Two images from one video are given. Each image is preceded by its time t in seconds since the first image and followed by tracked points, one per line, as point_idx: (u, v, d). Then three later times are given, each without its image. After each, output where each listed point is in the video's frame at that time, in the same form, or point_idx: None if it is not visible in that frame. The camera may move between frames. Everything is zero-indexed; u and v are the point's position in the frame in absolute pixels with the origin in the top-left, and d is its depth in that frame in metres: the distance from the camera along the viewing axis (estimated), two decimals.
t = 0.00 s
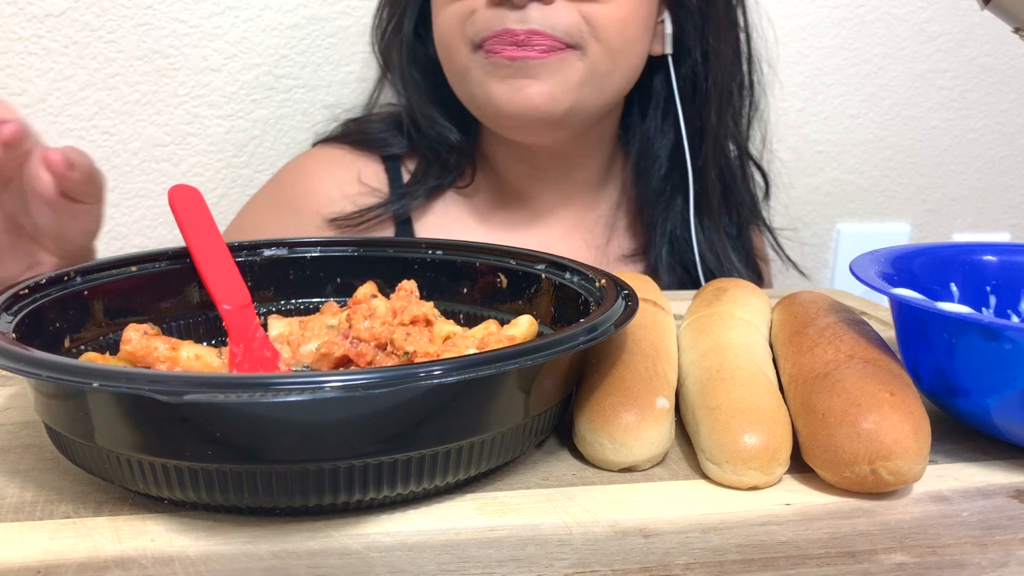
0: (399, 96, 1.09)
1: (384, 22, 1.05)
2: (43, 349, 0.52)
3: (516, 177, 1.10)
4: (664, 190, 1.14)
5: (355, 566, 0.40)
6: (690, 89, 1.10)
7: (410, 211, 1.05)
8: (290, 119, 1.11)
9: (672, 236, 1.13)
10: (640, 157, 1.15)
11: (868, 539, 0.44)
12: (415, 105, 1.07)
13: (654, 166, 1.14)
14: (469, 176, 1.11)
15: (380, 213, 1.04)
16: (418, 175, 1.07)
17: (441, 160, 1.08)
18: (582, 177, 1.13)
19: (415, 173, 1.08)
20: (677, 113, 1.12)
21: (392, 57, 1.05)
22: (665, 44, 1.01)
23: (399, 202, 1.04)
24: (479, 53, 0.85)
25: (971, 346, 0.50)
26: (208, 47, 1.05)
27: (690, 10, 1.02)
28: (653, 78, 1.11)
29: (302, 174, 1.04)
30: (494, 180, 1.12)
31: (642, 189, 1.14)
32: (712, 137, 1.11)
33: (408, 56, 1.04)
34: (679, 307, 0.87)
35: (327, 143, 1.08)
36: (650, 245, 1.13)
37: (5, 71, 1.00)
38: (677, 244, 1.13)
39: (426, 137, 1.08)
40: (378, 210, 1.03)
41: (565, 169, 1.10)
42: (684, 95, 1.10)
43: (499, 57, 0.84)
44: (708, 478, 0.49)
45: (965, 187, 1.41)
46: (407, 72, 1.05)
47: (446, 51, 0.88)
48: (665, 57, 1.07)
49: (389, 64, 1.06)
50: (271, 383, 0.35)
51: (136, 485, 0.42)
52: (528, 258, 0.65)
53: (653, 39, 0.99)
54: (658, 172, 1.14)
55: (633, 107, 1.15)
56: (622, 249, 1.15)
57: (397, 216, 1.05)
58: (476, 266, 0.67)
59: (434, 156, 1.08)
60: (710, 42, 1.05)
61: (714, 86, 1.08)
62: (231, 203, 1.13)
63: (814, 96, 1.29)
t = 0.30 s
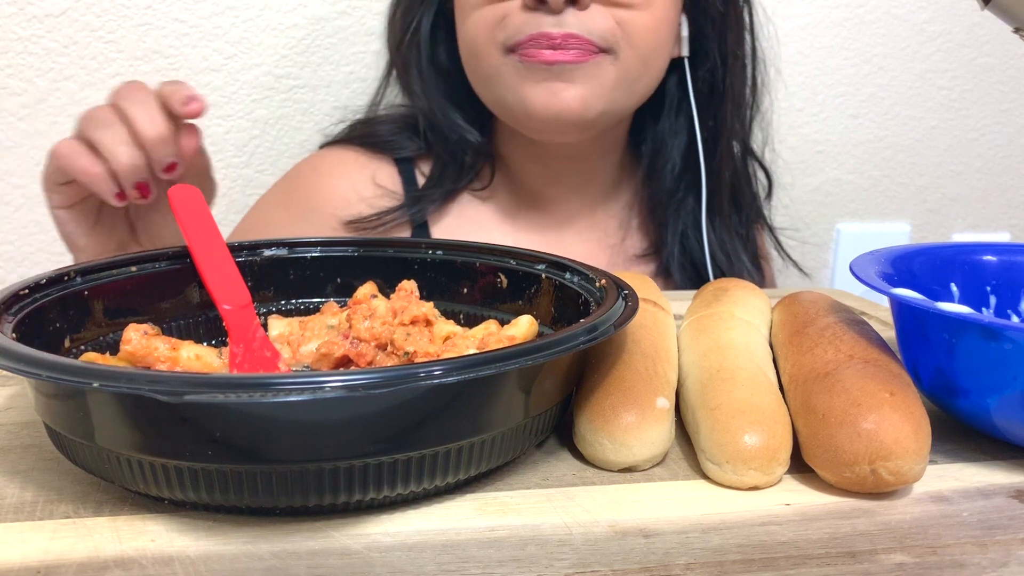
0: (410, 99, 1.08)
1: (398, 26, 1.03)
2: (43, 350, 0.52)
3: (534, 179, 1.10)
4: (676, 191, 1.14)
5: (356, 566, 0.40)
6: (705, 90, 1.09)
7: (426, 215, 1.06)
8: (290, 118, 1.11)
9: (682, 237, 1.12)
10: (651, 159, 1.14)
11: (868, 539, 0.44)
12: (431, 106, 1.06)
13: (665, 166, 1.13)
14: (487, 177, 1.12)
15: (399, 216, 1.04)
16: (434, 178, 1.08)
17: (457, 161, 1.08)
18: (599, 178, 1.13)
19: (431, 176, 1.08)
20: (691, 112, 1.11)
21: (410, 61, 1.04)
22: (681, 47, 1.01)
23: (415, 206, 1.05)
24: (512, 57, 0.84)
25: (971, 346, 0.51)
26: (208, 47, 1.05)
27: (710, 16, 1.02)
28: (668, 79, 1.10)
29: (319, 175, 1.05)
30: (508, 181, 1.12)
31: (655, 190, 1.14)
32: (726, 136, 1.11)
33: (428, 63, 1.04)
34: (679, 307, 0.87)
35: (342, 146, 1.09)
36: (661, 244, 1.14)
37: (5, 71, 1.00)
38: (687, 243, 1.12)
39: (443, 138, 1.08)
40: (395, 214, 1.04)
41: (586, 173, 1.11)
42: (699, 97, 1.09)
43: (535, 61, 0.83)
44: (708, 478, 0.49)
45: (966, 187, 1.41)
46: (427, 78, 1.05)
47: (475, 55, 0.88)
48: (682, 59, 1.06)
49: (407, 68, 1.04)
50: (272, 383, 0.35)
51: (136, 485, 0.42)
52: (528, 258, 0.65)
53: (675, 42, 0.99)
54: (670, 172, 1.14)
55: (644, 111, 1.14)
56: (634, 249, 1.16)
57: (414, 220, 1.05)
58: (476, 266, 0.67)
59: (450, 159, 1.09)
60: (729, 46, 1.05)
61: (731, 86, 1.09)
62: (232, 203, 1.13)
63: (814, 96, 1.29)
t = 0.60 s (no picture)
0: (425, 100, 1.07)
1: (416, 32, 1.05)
2: (43, 350, 0.52)
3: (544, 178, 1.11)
4: (689, 189, 1.13)
5: (356, 566, 0.40)
6: (720, 88, 1.09)
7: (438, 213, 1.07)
8: (289, 118, 1.11)
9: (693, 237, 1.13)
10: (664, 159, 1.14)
11: (868, 539, 0.44)
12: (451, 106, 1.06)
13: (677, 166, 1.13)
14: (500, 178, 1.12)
15: (413, 213, 1.05)
16: (449, 178, 1.07)
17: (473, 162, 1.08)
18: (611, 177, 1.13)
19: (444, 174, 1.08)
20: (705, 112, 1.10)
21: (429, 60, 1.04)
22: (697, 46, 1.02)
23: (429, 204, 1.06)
24: (539, 63, 0.85)
25: (971, 346, 0.51)
26: (208, 47, 1.05)
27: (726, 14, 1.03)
28: (682, 79, 1.08)
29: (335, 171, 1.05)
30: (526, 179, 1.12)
31: (668, 190, 1.14)
32: (740, 136, 1.11)
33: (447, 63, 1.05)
34: (679, 307, 0.88)
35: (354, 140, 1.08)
36: (673, 243, 1.14)
37: (5, 71, 1.00)
38: (699, 241, 1.13)
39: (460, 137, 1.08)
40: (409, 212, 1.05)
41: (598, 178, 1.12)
42: (713, 95, 1.09)
43: (563, 69, 0.84)
44: (709, 478, 0.49)
45: (966, 187, 1.41)
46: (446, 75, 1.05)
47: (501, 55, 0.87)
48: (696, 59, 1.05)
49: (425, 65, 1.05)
50: (271, 383, 0.35)
51: (136, 485, 0.42)
52: (528, 258, 0.65)
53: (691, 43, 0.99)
54: (682, 172, 1.13)
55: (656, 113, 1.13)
56: (644, 248, 1.16)
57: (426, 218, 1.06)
58: (476, 266, 0.67)
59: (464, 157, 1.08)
60: (743, 44, 1.06)
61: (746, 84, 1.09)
62: (231, 203, 1.13)
63: (815, 95, 1.29)
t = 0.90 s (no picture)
0: (420, 95, 1.08)
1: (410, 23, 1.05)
2: (43, 349, 0.52)
3: (537, 177, 1.10)
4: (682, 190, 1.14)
5: (356, 566, 0.40)
6: (709, 89, 1.09)
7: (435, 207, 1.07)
8: (289, 118, 1.12)
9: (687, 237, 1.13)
10: (658, 162, 1.14)
11: (868, 539, 0.44)
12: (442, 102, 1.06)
13: (672, 168, 1.14)
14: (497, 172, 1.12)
15: (409, 207, 1.05)
16: (443, 173, 1.08)
17: (468, 156, 1.08)
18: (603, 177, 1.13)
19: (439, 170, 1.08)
20: (697, 116, 1.11)
21: (420, 56, 1.04)
22: (687, 48, 1.01)
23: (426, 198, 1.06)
24: (513, 56, 0.85)
25: (971, 346, 0.51)
26: (208, 47, 1.05)
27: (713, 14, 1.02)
28: (673, 82, 1.10)
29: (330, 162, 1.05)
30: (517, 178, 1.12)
31: (661, 191, 1.14)
32: (731, 140, 1.11)
33: (436, 53, 1.04)
34: (679, 307, 0.88)
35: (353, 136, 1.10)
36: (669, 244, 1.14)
37: (5, 71, 1.00)
38: (693, 245, 1.13)
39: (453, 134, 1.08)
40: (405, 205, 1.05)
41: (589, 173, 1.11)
42: (703, 96, 1.09)
43: (534, 63, 0.84)
44: (709, 478, 0.49)
45: (966, 187, 1.41)
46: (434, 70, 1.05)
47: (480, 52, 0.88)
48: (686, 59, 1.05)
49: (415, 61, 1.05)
50: (271, 383, 0.35)
51: (135, 485, 0.42)
52: (528, 258, 0.65)
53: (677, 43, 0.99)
54: (676, 174, 1.13)
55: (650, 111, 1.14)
56: (640, 247, 1.17)
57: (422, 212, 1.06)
58: (476, 266, 0.67)
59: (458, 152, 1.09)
60: (733, 46, 1.06)
61: (735, 87, 1.09)
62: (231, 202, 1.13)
63: (815, 95, 1.29)
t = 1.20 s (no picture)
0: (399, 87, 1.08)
1: (389, 15, 1.04)
2: (43, 349, 0.52)
3: (519, 173, 1.10)
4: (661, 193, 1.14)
5: (355, 566, 0.40)
6: (691, 89, 1.09)
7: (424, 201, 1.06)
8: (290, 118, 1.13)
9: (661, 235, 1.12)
10: (638, 161, 1.14)
11: (868, 539, 0.44)
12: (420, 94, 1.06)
13: (651, 170, 1.13)
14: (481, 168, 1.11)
15: (400, 202, 1.04)
16: (429, 166, 1.08)
17: (452, 151, 1.08)
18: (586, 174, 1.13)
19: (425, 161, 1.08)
20: (677, 117, 1.11)
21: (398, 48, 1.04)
22: (668, 46, 1.02)
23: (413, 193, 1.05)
24: (485, 47, 0.84)
25: (971, 346, 0.51)
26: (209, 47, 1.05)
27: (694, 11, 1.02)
28: (653, 82, 1.10)
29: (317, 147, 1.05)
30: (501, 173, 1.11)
31: (642, 191, 1.14)
32: (712, 140, 1.11)
33: (414, 47, 1.03)
34: (678, 307, 0.88)
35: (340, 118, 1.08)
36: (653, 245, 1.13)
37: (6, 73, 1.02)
38: (679, 247, 1.12)
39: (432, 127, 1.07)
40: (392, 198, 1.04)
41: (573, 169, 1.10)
42: (685, 96, 1.10)
43: (506, 55, 0.83)
44: (708, 478, 0.49)
45: (965, 187, 1.41)
46: (411, 62, 1.04)
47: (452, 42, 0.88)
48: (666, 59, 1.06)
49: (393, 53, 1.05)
50: (271, 383, 0.36)
51: (136, 485, 0.42)
52: (528, 258, 0.65)
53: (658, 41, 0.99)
54: (656, 174, 1.13)
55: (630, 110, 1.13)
56: (623, 246, 1.16)
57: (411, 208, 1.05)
58: (476, 266, 0.67)
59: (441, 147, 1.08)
60: (714, 45, 1.06)
61: (716, 87, 1.09)
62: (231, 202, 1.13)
63: (814, 95, 1.29)
